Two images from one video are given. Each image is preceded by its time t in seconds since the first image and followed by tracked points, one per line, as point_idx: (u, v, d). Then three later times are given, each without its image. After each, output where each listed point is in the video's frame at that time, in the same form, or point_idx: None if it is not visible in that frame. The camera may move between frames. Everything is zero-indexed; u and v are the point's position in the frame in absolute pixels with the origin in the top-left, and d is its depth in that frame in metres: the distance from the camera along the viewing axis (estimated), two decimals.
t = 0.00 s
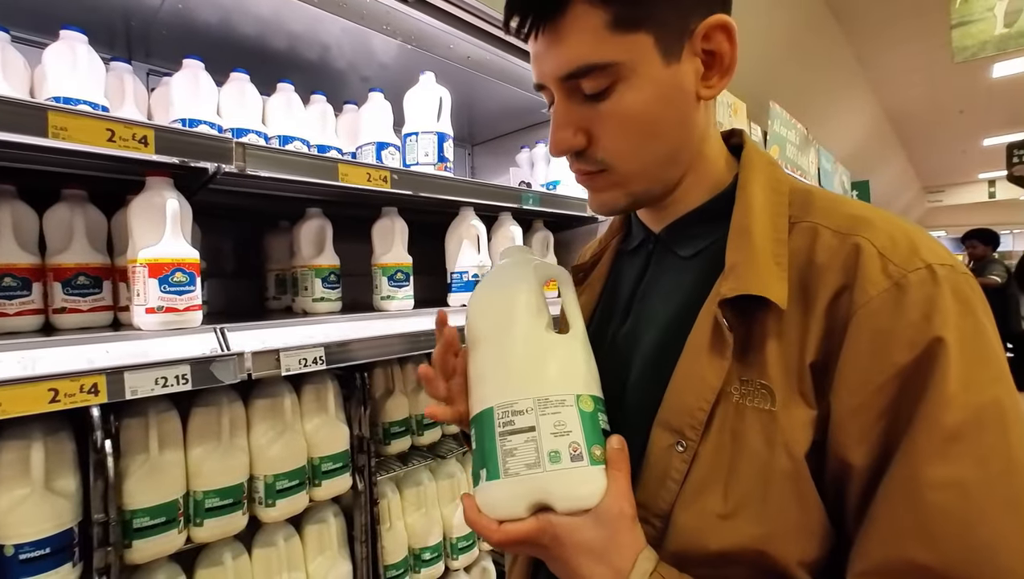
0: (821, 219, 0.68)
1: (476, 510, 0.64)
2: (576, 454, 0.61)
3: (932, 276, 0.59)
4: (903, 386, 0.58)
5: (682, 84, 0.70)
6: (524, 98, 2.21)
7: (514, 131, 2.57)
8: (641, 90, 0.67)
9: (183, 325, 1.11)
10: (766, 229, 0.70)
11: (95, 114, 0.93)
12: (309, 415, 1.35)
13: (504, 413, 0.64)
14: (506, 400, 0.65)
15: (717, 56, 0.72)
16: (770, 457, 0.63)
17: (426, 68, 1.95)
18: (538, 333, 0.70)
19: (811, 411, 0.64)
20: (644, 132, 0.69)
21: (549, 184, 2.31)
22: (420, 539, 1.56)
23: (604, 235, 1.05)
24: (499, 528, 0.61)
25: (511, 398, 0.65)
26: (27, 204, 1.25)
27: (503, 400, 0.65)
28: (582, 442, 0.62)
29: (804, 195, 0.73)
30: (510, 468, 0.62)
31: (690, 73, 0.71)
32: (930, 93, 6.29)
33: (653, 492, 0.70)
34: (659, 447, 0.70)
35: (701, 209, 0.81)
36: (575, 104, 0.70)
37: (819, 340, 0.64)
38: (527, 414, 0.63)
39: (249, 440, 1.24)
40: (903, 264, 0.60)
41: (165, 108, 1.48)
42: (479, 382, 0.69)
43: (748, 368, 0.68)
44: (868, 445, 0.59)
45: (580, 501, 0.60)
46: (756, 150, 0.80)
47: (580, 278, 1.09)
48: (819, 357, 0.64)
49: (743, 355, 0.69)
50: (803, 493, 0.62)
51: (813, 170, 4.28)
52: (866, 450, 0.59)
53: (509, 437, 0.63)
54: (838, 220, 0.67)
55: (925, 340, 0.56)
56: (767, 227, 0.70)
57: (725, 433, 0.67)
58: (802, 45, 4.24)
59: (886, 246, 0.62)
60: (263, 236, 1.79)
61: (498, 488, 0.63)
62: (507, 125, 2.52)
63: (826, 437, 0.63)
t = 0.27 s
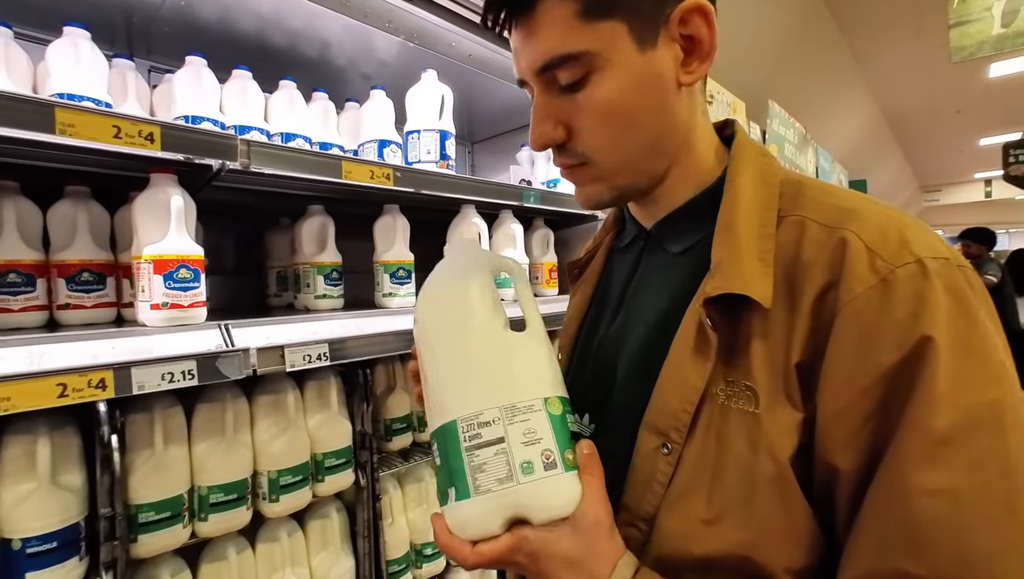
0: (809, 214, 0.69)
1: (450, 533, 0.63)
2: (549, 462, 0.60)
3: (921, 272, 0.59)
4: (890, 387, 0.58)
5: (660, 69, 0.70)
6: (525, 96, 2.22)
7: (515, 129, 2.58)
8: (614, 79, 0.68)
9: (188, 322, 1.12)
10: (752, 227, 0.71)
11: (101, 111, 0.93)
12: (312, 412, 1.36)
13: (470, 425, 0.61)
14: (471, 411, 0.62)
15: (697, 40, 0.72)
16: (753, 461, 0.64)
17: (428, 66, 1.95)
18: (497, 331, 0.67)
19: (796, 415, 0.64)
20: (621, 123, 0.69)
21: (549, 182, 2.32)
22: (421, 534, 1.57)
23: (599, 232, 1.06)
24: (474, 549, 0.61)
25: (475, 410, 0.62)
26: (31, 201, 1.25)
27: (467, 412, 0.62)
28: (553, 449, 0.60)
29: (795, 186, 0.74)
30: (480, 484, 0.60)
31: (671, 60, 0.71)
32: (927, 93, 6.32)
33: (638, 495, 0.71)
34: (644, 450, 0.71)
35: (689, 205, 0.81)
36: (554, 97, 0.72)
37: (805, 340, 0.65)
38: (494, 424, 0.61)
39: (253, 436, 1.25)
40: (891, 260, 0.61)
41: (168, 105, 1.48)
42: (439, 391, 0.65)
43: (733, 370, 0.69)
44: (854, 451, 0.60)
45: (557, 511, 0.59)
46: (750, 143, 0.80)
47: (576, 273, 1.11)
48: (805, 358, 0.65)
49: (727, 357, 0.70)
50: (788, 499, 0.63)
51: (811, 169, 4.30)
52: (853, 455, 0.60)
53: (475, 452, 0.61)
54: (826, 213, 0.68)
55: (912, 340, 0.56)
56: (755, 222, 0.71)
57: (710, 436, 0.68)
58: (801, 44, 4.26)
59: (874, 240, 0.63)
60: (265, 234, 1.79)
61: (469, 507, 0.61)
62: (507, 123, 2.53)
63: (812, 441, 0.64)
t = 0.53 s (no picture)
0: (790, 212, 0.69)
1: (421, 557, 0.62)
2: (516, 482, 0.58)
3: (900, 271, 0.58)
4: (868, 389, 0.58)
5: (687, 62, 0.70)
6: (524, 94, 2.21)
7: (514, 127, 2.58)
8: (647, 65, 0.67)
9: (186, 320, 1.12)
10: (732, 226, 0.71)
11: (99, 108, 0.93)
12: (311, 410, 1.35)
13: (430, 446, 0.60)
14: (431, 434, 0.60)
15: (721, 42, 0.75)
16: (730, 463, 0.65)
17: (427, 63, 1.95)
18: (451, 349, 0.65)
19: (774, 419, 0.65)
20: (645, 112, 0.69)
21: (549, 180, 2.32)
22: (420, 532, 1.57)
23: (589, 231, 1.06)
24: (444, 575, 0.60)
25: (436, 432, 0.60)
26: (29, 198, 1.25)
27: (428, 435, 0.61)
28: (520, 467, 0.59)
29: (780, 184, 0.74)
30: (445, 511, 0.59)
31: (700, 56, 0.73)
32: (926, 92, 6.33)
33: (619, 497, 0.72)
34: (627, 452, 0.72)
35: (670, 205, 0.82)
36: (581, 75, 0.69)
37: (784, 341, 0.65)
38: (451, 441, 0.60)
39: (252, 435, 1.25)
40: (869, 259, 0.61)
41: (166, 103, 1.47)
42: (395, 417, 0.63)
43: (713, 371, 0.69)
44: (831, 455, 0.61)
45: (524, 532, 0.58)
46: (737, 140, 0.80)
47: (567, 272, 1.11)
48: (785, 359, 0.65)
49: (708, 359, 0.70)
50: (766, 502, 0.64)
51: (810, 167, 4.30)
52: (829, 461, 0.61)
53: (437, 476, 0.60)
54: (807, 211, 0.68)
55: (889, 342, 0.56)
56: (736, 219, 0.71)
57: (691, 437, 0.69)
58: (801, 43, 4.26)
59: (853, 238, 0.63)
60: (263, 232, 1.79)
61: (437, 532, 0.60)
62: (506, 121, 2.53)
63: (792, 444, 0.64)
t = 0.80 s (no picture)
0: (806, 220, 0.68)
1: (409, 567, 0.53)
2: (517, 471, 0.59)
3: (921, 287, 0.58)
4: (884, 404, 0.58)
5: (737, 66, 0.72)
6: (524, 92, 2.21)
7: (513, 126, 2.58)
8: (712, 55, 0.68)
9: (186, 318, 1.12)
10: (745, 233, 0.70)
11: (97, 106, 0.92)
12: (311, 408, 1.36)
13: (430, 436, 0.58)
14: (430, 424, 0.58)
15: (759, 46, 0.78)
16: (734, 472, 0.65)
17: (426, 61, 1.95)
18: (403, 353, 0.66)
19: (784, 428, 0.65)
20: (698, 102, 0.69)
21: (548, 178, 2.32)
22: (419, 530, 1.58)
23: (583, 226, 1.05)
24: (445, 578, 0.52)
25: (435, 421, 0.59)
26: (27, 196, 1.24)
27: (427, 426, 0.58)
28: (518, 458, 0.60)
29: (791, 191, 0.73)
30: (452, 500, 0.55)
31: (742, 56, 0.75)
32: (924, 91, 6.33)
33: (616, 502, 0.72)
34: (626, 457, 0.72)
35: (677, 205, 0.82)
36: (645, 51, 0.68)
37: (798, 350, 0.64)
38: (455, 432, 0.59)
39: (251, 433, 1.25)
40: (891, 273, 0.60)
41: (164, 101, 1.47)
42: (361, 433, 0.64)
43: (720, 377, 0.69)
44: (839, 467, 0.61)
45: (526, 522, 0.57)
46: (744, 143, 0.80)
47: (556, 269, 1.10)
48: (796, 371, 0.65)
49: (717, 361, 0.70)
50: (766, 509, 0.64)
51: (808, 166, 4.30)
52: (837, 471, 0.61)
53: (440, 465, 0.56)
54: (825, 221, 0.67)
55: (910, 358, 0.56)
56: (749, 225, 0.71)
57: (692, 446, 0.69)
58: (799, 41, 4.26)
59: (874, 251, 0.62)
60: (262, 230, 1.79)
61: (438, 528, 0.54)
62: (505, 119, 2.53)
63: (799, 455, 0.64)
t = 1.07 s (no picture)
0: (803, 219, 0.68)
1: None
2: (517, 487, 0.61)
3: (920, 283, 0.58)
4: (888, 403, 0.58)
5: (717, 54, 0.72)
6: (522, 91, 2.20)
7: (512, 124, 2.57)
8: (690, 45, 0.68)
9: (183, 317, 1.11)
10: (741, 232, 0.70)
11: (93, 104, 0.92)
12: (308, 407, 1.35)
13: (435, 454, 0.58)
14: (437, 436, 0.59)
15: (740, 38, 0.78)
16: (737, 476, 0.64)
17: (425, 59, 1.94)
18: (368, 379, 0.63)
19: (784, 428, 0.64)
20: (678, 93, 0.69)
21: (547, 177, 2.31)
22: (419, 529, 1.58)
23: (571, 226, 1.03)
24: None
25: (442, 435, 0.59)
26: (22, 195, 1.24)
27: (435, 438, 0.59)
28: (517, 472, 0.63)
29: (784, 190, 0.73)
30: (462, 516, 0.56)
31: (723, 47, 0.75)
32: (923, 90, 6.33)
33: (615, 507, 0.71)
34: (622, 462, 0.71)
35: (664, 203, 0.82)
36: (619, 41, 0.68)
37: (797, 349, 0.64)
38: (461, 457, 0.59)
39: (249, 432, 1.24)
40: (890, 271, 0.60)
41: (161, 99, 1.46)
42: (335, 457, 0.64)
43: (716, 375, 0.68)
44: (845, 469, 0.60)
45: (527, 536, 0.59)
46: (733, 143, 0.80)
47: (543, 270, 1.07)
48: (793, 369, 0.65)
49: (713, 359, 0.70)
50: (768, 514, 0.63)
51: (807, 165, 4.30)
52: (844, 472, 0.60)
53: (450, 482, 0.57)
54: (821, 219, 0.67)
55: (913, 356, 0.55)
56: (744, 225, 0.71)
57: (691, 447, 0.68)
58: (798, 40, 4.25)
59: (871, 249, 0.62)
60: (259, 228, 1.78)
61: (449, 545, 0.55)
62: (504, 118, 2.52)
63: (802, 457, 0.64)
